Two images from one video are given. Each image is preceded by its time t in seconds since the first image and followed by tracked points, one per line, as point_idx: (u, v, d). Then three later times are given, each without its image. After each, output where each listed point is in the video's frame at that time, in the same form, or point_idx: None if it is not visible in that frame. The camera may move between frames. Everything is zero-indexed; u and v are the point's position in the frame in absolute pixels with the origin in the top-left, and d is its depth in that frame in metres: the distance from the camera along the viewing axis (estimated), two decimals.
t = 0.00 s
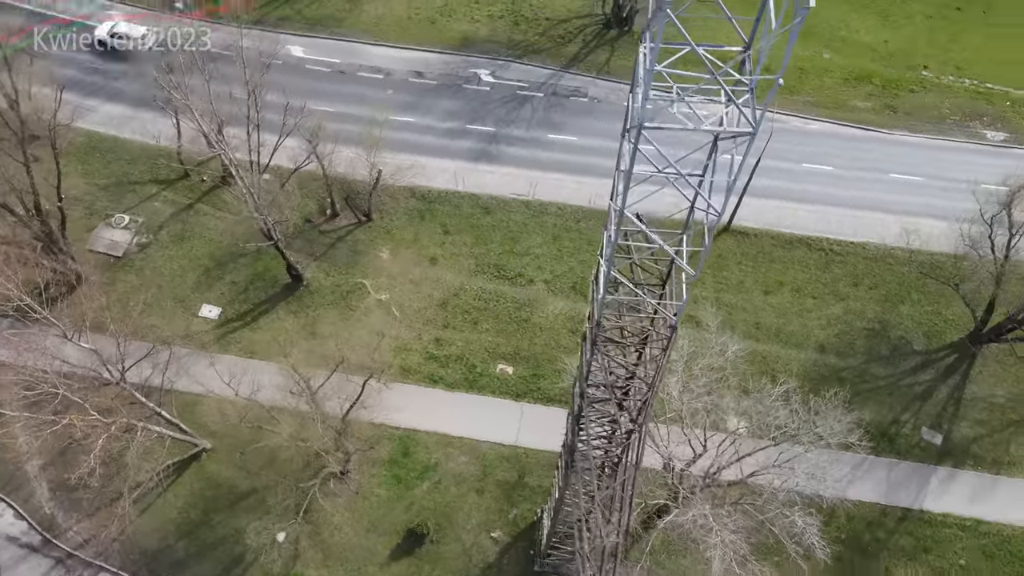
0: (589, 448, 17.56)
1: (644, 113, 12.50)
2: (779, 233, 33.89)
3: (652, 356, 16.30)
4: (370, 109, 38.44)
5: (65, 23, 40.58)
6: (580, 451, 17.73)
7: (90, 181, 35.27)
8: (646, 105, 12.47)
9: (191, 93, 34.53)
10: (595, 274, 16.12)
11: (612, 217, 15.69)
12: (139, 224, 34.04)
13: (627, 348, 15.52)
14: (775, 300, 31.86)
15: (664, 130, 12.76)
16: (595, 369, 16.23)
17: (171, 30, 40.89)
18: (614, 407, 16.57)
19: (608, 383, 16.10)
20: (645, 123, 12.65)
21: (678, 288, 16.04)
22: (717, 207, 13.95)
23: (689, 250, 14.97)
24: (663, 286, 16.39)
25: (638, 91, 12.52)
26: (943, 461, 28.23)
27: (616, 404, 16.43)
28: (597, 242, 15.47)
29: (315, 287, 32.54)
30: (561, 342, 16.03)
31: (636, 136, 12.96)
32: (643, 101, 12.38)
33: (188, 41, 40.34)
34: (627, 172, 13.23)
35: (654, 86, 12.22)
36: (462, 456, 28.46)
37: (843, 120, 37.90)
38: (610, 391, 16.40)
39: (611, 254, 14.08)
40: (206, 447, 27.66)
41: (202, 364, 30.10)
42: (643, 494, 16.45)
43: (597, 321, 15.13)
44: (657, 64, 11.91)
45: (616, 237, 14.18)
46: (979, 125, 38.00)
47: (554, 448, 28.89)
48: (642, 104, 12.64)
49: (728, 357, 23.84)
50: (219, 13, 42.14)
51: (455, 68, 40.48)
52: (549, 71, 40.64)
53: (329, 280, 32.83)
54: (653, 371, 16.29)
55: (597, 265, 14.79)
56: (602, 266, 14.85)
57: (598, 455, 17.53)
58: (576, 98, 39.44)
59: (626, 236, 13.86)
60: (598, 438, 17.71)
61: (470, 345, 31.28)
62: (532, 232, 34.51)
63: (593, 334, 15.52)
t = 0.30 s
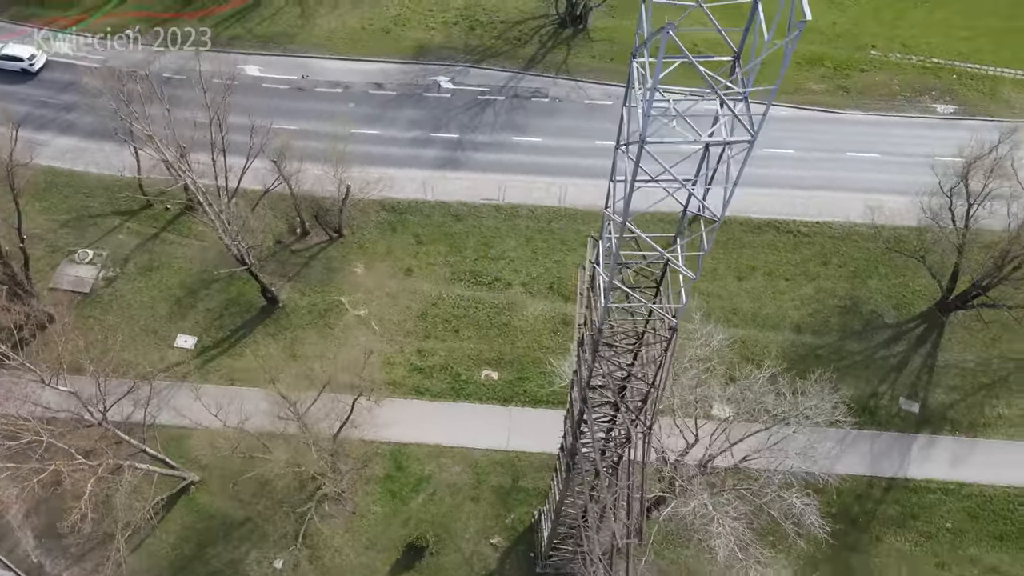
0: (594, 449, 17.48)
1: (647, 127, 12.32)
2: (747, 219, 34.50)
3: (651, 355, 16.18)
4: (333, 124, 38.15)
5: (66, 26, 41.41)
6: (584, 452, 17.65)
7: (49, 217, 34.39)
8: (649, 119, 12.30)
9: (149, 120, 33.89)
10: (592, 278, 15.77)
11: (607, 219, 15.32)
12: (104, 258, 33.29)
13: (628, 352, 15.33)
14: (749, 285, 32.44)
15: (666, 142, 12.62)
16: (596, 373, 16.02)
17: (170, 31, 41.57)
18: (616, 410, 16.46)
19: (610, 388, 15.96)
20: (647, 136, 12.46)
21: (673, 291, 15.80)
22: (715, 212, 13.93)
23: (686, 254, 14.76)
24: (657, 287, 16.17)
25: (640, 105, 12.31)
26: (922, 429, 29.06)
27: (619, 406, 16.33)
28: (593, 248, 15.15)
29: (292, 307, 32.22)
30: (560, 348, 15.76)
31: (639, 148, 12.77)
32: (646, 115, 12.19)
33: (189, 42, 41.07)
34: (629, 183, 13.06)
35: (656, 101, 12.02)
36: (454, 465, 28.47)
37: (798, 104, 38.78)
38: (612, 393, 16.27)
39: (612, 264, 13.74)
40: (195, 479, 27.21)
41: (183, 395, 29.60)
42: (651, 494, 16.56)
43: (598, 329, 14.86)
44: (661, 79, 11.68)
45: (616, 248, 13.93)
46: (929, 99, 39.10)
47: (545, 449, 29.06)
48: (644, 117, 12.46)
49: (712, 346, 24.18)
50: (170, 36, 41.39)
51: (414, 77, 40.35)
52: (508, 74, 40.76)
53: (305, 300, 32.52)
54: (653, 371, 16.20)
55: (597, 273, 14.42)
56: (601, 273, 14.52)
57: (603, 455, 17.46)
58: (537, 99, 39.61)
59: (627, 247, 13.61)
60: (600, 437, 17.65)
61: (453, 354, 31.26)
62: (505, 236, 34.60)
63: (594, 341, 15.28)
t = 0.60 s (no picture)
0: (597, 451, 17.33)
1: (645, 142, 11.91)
2: (714, 206, 35.13)
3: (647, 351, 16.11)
4: (294, 141, 37.77)
5: (66, 26, 42.01)
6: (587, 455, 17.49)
7: (8, 257, 33.43)
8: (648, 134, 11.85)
9: (107, 151, 33.22)
10: (586, 282, 15.41)
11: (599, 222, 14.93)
12: (70, 295, 32.49)
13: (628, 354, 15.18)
14: (721, 270, 32.99)
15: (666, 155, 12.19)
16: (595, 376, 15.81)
17: (170, 31, 42.20)
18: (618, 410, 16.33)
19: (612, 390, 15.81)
20: (647, 150, 12.06)
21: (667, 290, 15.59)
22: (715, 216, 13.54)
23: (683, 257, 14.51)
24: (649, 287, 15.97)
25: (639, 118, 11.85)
26: (899, 397, 29.89)
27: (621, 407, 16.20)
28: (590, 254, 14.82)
29: (269, 330, 31.85)
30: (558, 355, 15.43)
31: (638, 161, 12.36)
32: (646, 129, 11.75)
33: (189, 42, 41.70)
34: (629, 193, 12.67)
35: (656, 116, 11.58)
36: (448, 474, 28.47)
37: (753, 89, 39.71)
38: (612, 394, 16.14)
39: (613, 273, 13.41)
40: (185, 513, 26.75)
41: (165, 428, 29.09)
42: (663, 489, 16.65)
43: (599, 336, 14.62)
44: (661, 95, 11.22)
45: (616, 257, 13.62)
46: (878, 76, 40.17)
47: (536, 450, 29.22)
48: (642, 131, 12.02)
49: (694, 334, 24.57)
50: (119, 63, 40.54)
51: (372, 88, 40.10)
52: (466, 78, 40.77)
53: (281, 321, 32.16)
54: (651, 370, 16.15)
55: (595, 281, 14.06)
56: (598, 280, 14.19)
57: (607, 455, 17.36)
58: (498, 102, 39.66)
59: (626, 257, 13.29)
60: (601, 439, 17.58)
61: (436, 363, 31.21)
62: (478, 241, 34.63)
63: (594, 347, 15.00)
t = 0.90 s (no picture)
0: (600, 449, 17.39)
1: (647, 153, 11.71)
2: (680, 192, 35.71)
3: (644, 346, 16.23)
4: (256, 158, 37.27)
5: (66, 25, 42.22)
6: (591, 453, 17.55)
7: None
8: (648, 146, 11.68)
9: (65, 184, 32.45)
10: (581, 285, 15.23)
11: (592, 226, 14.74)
12: (38, 333, 31.67)
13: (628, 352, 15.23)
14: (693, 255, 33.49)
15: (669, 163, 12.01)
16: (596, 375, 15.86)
17: (170, 31, 42.38)
18: (620, 406, 16.42)
19: (614, 388, 15.89)
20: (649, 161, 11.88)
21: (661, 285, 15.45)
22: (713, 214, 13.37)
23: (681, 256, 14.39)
24: (641, 285, 15.82)
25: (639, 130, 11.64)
26: (874, 365, 30.74)
27: (622, 403, 16.27)
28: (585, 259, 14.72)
29: (247, 351, 31.46)
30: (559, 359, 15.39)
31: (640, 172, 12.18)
32: (647, 141, 11.57)
33: (190, 42, 41.92)
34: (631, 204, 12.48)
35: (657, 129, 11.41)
36: (441, 480, 28.50)
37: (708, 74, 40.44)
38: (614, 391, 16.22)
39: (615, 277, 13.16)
40: (178, 544, 26.37)
41: (150, 460, 28.60)
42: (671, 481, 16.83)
43: (600, 339, 14.69)
44: (663, 106, 11.03)
45: (615, 261, 13.51)
46: (828, 52, 41.07)
47: (527, 448, 29.39)
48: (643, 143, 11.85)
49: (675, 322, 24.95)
50: (68, 91, 39.51)
51: (331, 99, 39.73)
52: (425, 82, 40.61)
53: (260, 341, 31.79)
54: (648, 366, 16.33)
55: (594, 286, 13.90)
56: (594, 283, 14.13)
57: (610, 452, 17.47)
58: (458, 104, 39.59)
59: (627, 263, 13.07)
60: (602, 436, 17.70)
61: (420, 370, 31.16)
62: (451, 245, 34.61)
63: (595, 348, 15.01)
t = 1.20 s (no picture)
0: (601, 440, 17.67)
1: (648, 156, 12.39)
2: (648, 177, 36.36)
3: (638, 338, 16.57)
4: (219, 174, 36.72)
5: (66, 25, 42.34)
6: (592, 445, 17.81)
7: None
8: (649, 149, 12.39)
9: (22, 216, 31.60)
10: (578, 282, 15.52)
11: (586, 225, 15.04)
12: (8, 371, 30.84)
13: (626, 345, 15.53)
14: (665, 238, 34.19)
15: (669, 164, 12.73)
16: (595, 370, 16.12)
17: (170, 31, 42.46)
18: (619, 398, 16.73)
19: (613, 381, 16.17)
20: (650, 163, 12.58)
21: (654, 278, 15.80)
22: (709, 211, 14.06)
23: (677, 252, 14.90)
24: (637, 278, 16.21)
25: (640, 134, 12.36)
26: (848, 332, 31.56)
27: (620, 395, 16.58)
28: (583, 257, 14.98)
29: (228, 371, 31.06)
30: (560, 356, 15.58)
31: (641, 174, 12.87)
32: (648, 145, 12.29)
33: (188, 42, 41.97)
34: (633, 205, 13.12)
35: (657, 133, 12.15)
36: (436, 482, 28.58)
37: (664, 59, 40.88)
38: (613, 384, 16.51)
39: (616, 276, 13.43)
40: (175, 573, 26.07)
41: (138, 491, 28.17)
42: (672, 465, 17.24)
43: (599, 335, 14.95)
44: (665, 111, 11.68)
45: (615, 260, 13.83)
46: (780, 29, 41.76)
47: (518, 443, 29.59)
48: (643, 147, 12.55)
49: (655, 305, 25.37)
50: (16, 119, 38.37)
51: (289, 109, 39.28)
52: (384, 86, 40.36)
53: (240, 360, 31.42)
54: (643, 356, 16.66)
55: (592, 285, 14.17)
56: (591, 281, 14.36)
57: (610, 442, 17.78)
58: (419, 105, 39.43)
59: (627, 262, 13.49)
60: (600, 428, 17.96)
61: (405, 375, 31.13)
62: (424, 248, 34.54)
63: (594, 344, 15.25)
